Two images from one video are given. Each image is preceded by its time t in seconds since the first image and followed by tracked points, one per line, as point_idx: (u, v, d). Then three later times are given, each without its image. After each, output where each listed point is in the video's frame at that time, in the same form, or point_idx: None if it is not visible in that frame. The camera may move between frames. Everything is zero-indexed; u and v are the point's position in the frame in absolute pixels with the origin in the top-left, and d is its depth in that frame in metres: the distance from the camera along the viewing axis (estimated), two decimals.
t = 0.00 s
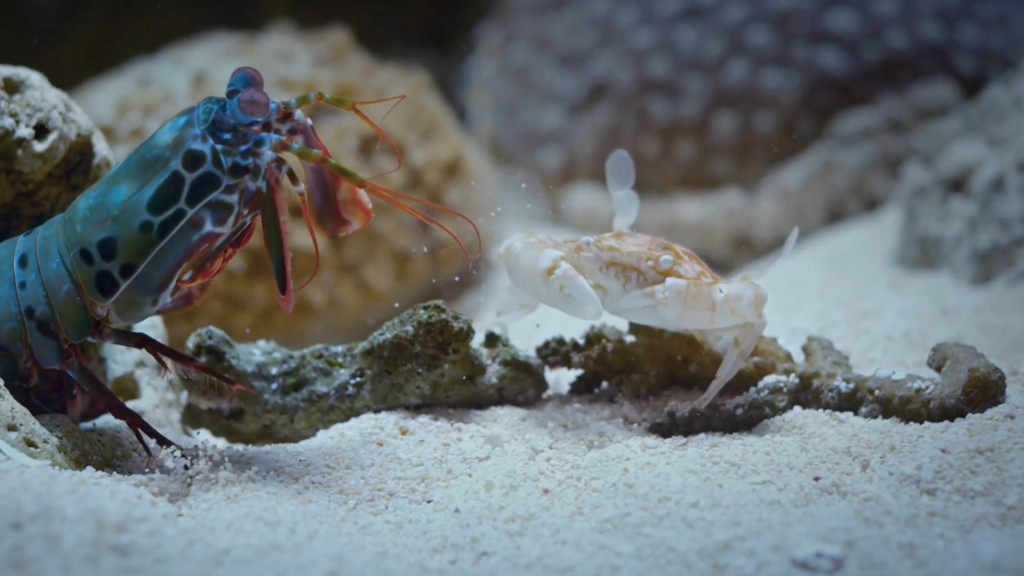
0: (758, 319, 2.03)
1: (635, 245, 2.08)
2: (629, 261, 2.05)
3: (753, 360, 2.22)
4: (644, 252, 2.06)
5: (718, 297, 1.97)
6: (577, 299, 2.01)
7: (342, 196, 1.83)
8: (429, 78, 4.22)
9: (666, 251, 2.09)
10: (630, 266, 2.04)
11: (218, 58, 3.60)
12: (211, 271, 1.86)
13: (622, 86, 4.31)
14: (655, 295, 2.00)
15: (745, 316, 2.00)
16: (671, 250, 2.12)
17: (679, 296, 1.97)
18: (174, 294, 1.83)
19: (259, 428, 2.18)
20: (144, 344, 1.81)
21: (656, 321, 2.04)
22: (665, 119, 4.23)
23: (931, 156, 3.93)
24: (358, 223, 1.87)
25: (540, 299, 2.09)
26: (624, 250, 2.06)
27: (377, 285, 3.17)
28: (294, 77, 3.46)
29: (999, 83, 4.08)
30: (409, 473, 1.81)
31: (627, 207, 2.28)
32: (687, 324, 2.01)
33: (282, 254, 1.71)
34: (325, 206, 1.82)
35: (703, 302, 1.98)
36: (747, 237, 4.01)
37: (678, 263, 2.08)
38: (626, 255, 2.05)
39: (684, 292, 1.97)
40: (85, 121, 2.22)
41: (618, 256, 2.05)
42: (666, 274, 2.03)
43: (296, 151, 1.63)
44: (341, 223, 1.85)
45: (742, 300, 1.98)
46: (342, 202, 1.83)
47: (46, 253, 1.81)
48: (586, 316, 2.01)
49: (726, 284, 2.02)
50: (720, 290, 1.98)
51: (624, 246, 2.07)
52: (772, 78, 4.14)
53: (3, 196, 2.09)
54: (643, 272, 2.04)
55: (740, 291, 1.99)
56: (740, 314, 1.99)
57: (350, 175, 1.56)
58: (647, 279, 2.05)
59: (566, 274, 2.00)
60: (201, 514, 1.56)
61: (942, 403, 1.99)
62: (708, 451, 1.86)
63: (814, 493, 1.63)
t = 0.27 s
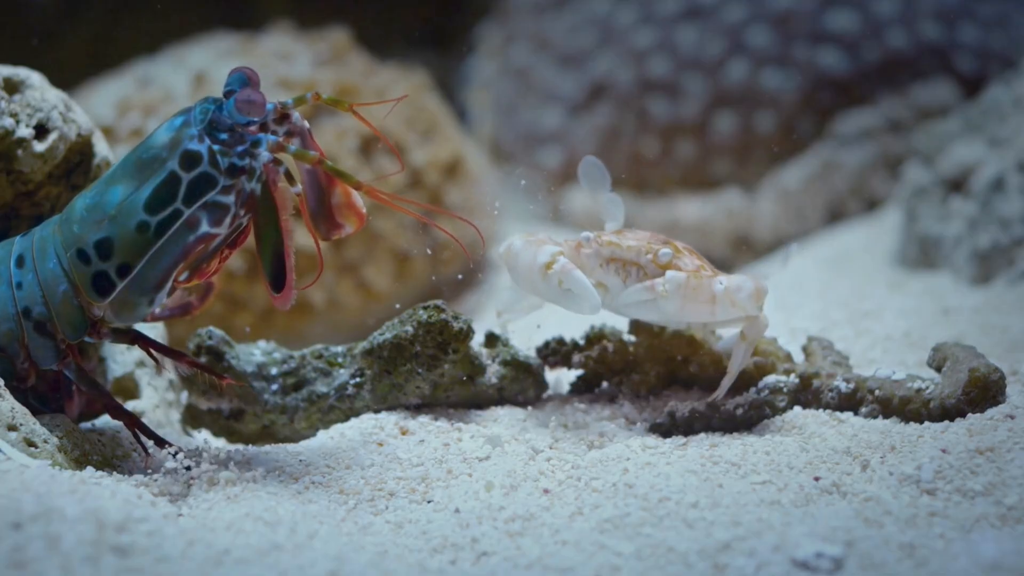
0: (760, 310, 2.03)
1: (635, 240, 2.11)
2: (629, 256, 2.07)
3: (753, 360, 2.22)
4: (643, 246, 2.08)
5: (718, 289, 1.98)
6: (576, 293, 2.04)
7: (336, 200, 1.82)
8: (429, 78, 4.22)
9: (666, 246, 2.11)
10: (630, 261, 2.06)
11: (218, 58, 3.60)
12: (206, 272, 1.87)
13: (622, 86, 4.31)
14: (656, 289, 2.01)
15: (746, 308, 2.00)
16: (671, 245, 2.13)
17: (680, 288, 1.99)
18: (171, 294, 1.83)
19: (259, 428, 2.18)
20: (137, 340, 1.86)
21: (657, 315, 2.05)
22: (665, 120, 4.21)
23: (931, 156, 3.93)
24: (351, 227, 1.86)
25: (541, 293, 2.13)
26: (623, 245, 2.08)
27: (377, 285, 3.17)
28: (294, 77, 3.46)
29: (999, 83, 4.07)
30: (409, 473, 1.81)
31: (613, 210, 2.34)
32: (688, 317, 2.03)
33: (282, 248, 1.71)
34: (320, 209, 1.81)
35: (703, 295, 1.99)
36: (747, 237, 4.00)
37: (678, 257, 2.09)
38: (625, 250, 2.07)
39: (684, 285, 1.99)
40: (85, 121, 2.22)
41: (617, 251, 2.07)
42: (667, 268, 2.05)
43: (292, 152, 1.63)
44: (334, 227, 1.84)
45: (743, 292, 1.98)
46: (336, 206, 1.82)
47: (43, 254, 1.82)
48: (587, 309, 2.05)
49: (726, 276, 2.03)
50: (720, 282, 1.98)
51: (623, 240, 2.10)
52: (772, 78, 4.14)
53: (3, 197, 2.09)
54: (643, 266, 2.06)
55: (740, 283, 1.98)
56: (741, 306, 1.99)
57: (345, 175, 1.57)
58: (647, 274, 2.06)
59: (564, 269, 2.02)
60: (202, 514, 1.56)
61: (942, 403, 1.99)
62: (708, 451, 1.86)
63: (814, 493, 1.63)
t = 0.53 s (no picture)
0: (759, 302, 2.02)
1: (634, 236, 2.14)
2: (628, 251, 2.10)
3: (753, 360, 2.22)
4: (641, 241, 2.11)
5: (716, 283, 1.98)
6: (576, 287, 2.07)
7: (330, 204, 1.79)
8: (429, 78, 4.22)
9: (664, 241, 2.13)
10: (630, 257, 2.10)
11: (218, 58, 3.60)
12: (203, 273, 1.86)
13: (622, 86, 4.31)
14: (655, 284, 2.01)
15: (745, 302, 1.99)
16: (670, 241, 2.15)
17: (678, 283, 1.99)
18: (167, 295, 1.83)
19: (259, 428, 2.18)
20: (132, 338, 1.86)
21: (657, 310, 2.05)
22: (665, 119, 4.22)
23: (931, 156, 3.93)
24: (344, 231, 1.83)
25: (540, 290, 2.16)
26: (622, 241, 2.12)
27: (377, 285, 3.16)
28: (294, 77, 3.46)
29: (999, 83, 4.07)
30: (409, 473, 1.81)
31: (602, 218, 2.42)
32: (688, 312, 2.03)
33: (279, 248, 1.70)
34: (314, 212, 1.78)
35: (702, 289, 1.99)
36: (747, 237, 3.99)
37: (677, 251, 2.10)
38: (624, 246, 2.11)
39: (682, 280, 1.99)
40: (85, 121, 2.21)
41: (616, 247, 2.11)
42: (665, 262, 2.07)
43: (289, 154, 1.62)
44: (327, 231, 1.81)
45: (741, 285, 1.97)
46: (330, 209, 1.79)
47: (40, 254, 1.82)
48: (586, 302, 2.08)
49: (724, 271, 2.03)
50: (718, 275, 1.99)
51: (622, 237, 2.13)
52: (772, 78, 4.14)
53: (3, 197, 2.09)
54: (642, 261, 2.08)
55: (739, 277, 1.98)
56: (740, 300, 1.99)
57: (341, 179, 1.57)
58: (647, 269, 2.09)
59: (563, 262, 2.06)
60: (201, 514, 1.56)
61: (942, 403, 1.99)
62: (708, 451, 1.86)
63: (814, 493, 1.63)
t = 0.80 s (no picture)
0: (756, 298, 2.00)
1: (633, 233, 2.15)
2: (628, 249, 2.12)
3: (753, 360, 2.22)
4: (641, 238, 2.12)
5: (713, 279, 1.98)
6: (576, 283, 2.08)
7: (325, 207, 1.78)
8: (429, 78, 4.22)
9: (663, 238, 2.14)
10: (629, 254, 2.12)
11: (218, 58, 3.60)
12: (201, 274, 1.86)
13: (622, 86, 4.31)
14: (653, 280, 2.02)
15: (742, 298, 1.98)
16: (669, 237, 2.16)
17: (676, 279, 1.99)
18: (164, 295, 1.84)
19: (259, 428, 2.18)
20: (130, 338, 1.87)
21: (656, 307, 2.06)
22: (665, 119, 4.22)
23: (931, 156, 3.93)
24: (337, 236, 1.81)
25: (539, 285, 2.17)
26: (622, 238, 2.14)
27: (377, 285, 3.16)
28: (294, 77, 3.46)
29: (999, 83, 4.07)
30: (409, 473, 1.81)
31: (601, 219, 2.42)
32: (686, 309, 2.03)
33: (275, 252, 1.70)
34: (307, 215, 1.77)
35: (699, 285, 1.99)
36: (747, 237, 3.99)
37: (676, 248, 2.11)
38: (623, 243, 2.12)
39: (680, 276, 2.00)
40: (85, 121, 2.21)
41: (615, 245, 2.13)
42: (663, 259, 2.08)
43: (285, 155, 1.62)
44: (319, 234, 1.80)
45: (739, 282, 1.96)
46: (324, 212, 1.78)
47: (37, 255, 1.82)
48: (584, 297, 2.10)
49: (722, 267, 2.02)
50: (715, 272, 1.99)
51: (622, 234, 2.15)
52: (772, 78, 4.14)
53: (3, 197, 2.09)
54: (641, 258, 2.10)
55: (736, 273, 1.98)
56: (737, 296, 1.98)
57: (338, 182, 1.58)
58: (646, 265, 2.11)
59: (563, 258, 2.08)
60: (201, 514, 1.56)
61: (942, 403, 1.99)
62: (708, 451, 1.86)
63: (814, 493, 1.63)
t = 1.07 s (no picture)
0: (754, 293, 2.02)
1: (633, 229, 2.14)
2: (628, 245, 2.11)
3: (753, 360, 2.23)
4: (641, 234, 2.11)
5: (711, 275, 2.00)
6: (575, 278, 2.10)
7: (318, 211, 1.78)
8: (429, 78, 4.22)
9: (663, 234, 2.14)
10: (629, 250, 2.10)
11: (218, 58, 3.60)
12: (198, 276, 1.86)
13: (622, 85, 4.31)
14: (651, 276, 2.02)
15: (740, 294, 2.01)
16: (669, 234, 2.16)
17: (674, 275, 2.00)
18: (161, 297, 1.84)
19: (259, 428, 2.18)
20: (127, 341, 1.87)
21: (654, 303, 2.07)
22: (665, 119, 4.22)
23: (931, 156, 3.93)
24: (329, 240, 1.81)
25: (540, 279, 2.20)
26: (622, 235, 2.12)
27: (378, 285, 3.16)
28: (294, 77, 3.46)
29: (999, 83, 4.07)
30: (409, 473, 1.81)
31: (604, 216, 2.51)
32: (684, 306, 2.04)
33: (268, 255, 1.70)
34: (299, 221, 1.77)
35: (697, 282, 2.00)
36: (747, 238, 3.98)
37: (675, 245, 2.11)
38: (623, 239, 2.11)
39: (679, 272, 2.00)
40: (85, 121, 2.21)
41: (616, 241, 2.11)
42: (662, 255, 2.08)
43: (284, 157, 1.63)
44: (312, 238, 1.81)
45: (736, 278, 1.99)
46: (318, 217, 1.79)
47: (33, 256, 1.82)
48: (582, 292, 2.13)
49: (720, 263, 2.03)
50: (714, 268, 2.00)
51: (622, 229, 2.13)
52: (772, 77, 4.14)
53: (3, 197, 2.09)
54: (641, 254, 2.09)
55: (734, 269, 2.00)
56: (734, 292, 2.00)
57: (334, 185, 1.58)
58: (645, 261, 2.10)
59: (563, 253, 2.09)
60: (201, 514, 1.56)
61: (941, 403, 1.99)
62: (708, 451, 1.86)
63: (814, 493, 1.63)
